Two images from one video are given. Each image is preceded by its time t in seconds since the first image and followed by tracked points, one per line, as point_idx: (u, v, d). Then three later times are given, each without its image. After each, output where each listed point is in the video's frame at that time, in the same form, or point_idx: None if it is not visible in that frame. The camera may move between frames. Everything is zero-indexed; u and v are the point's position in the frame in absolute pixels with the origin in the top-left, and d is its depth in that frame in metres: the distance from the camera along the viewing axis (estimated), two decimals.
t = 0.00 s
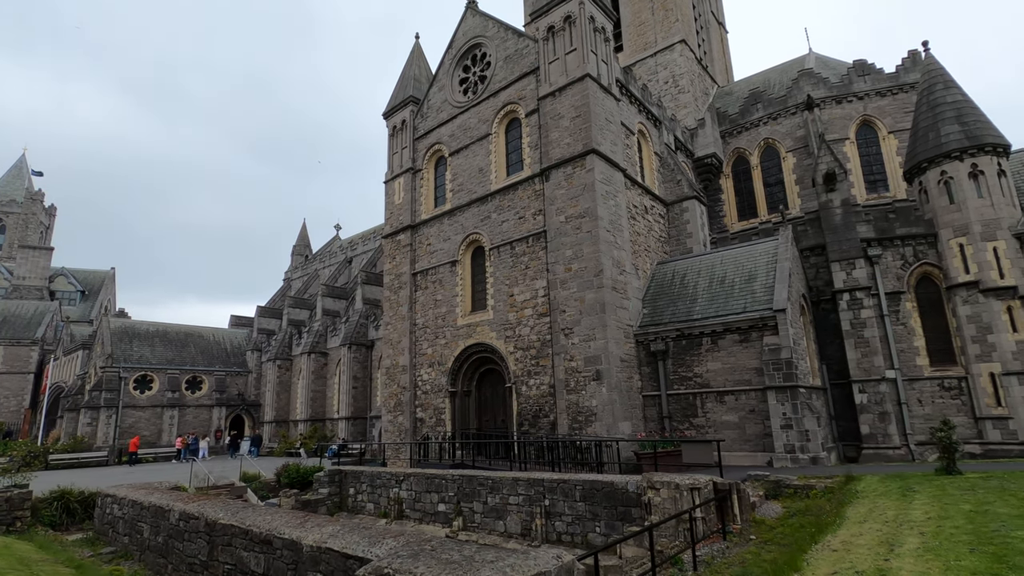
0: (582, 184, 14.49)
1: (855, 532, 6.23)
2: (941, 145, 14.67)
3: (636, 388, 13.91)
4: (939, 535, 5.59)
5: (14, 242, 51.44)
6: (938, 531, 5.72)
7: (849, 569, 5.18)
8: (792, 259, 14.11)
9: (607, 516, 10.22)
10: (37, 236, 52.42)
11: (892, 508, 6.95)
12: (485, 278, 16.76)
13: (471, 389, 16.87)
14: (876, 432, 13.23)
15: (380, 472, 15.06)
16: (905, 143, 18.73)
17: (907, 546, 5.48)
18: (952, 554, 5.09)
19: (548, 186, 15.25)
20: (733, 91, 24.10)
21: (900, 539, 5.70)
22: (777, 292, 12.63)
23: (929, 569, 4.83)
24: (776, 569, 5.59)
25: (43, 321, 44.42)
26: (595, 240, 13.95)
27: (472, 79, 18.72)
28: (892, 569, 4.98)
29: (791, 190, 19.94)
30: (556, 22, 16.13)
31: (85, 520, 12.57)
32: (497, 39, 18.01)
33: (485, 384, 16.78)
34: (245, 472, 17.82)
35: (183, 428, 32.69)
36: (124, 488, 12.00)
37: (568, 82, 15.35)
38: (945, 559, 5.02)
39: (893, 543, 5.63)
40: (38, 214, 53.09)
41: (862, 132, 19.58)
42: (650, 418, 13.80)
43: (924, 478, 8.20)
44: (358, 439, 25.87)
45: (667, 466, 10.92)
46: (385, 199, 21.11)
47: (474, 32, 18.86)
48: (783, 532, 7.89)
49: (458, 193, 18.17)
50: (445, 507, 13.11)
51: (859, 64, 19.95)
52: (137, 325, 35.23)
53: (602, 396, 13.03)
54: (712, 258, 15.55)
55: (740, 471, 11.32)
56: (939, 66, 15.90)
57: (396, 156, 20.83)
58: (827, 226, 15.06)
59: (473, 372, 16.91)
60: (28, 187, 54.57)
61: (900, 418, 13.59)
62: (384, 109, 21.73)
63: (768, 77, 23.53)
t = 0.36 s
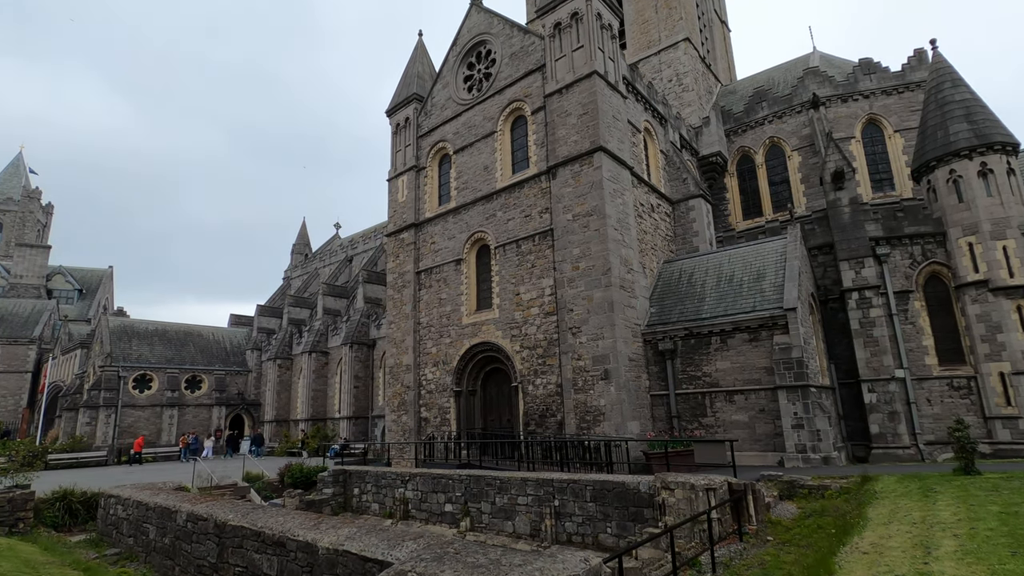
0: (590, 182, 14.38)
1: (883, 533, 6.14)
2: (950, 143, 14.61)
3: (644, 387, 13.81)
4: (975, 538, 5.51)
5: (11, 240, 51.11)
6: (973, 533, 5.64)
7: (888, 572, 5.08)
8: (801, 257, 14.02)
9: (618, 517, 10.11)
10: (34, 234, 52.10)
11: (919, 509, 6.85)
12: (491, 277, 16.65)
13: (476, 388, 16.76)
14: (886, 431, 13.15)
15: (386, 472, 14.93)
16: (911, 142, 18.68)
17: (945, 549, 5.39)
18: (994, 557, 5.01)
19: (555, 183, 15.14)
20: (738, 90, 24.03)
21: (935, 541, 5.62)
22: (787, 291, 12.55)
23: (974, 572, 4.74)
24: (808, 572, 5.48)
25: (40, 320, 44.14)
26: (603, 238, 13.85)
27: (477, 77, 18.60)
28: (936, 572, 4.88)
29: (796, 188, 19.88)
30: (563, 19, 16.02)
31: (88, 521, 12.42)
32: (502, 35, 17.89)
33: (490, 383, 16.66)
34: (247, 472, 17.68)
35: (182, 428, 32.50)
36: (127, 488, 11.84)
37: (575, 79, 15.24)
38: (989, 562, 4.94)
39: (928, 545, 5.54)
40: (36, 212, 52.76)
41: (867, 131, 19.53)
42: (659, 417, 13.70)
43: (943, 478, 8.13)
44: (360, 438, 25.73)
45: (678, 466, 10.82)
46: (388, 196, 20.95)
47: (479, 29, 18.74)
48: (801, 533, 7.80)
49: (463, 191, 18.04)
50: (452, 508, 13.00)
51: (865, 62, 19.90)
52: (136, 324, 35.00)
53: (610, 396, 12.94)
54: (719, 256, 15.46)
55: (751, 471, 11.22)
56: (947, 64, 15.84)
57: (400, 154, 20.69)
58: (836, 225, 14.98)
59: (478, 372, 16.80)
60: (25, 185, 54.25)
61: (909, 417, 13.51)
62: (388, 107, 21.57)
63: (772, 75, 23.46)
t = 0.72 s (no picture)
0: (595, 179, 14.28)
1: (907, 530, 6.04)
2: (956, 141, 14.58)
3: (650, 385, 13.71)
4: (1007, 534, 5.42)
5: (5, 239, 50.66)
6: (1004, 529, 5.55)
7: (925, 570, 4.98)
8: (808, 255, 13.94)
9: (627, 515, 10.00)
10: (29, 233, 51.67)
11: (937, 506, 6.76)
12: (494, 274, 16.52)
13: (479, 386, 16.62)
14: (893, 429, 13.08)
15: (388, 471, 14.77)
16: (914, 140, 18.67)
17: (979, 545, 5.29)
18: None
19: (560, 180, 15.03)
20: (739, 88, 24.00)
21: (967, 537, 5.52)
22: (794, 288, 12.47)
23: (1016, 569, 4.63)
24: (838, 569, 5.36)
25: (35, 319, 43.74)
26: (609, 235, 13.75)
27: (480, 73, 18.48)
28: (975, 569, 4.78)
29: (799, 187, 19.84)
30: (568, 14, 15.92)
31: (87, 521, 12.21)
32: (506, 32, 17.77)
33: (494, 382, 16.53)
34: (247, 471, 17.49)
35: (179, 427, 32.23)
36: (127, 487, 11.65)
37: (580, 75, 15.13)
38: None
39: (961, 542, 5.44)
40: (31, 211, 52.32)
41: (870, 129, 19.52)
42: (665, 415, 13.59)
43: (960, 475, 8.05)
44: (360, 438, 25.54)
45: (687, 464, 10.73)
46: (389, 194, 20.80)
47: (482, 25, 18.62)
48: (817, 531, 7.70)
49: (465, 188, 17.90)
50: (457, 507, 12.87)
51: (868, 61, 19.88)
52: (132, 322, 34.72)
53: (617, 393, 12.84)
54: (724, 253, 15.38)
55: (760, 468, 11.13)
56: (952, 62, 15.81)
57: (401, 151, 20.55)
58: (842, 222, 14.92)
59: (481, 370, 16.66)
60: (20, 183, 53.77)
61: (916, 415, 13.44)
62: (389, 103, 21.43)
63: (774, 74, 23.45)
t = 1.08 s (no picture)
0: (601, 176, 14.13)
1: (936, 533, 5.91)
2: (964, 139, 14.49)
3: (656, 385, 13.57)
4: None
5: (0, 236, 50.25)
6: None
7: None
8: (816, 253, 13.82)
9: (637, 517, 9.85)
10: (25, 231, 51.25)
11: (962, 509, 6.63)
12: (498, 273, 16.35)
13: (483, 385, 16.44)
14: (901, 429, 12.95)
15: (391, 471, 14.59)
16: (919, 139, 18.58)
17: (1019, 549, 5.16)
18: None
19: (565, 177, 14.87)
20: (743, 87, 23.87)
21: (1004, 542, 5.39)
22: (803, 287, 12.34)
23: None
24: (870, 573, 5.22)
25: (31, 317, 43.40)
26: (615, 233, 13.59)
27: (483, 70, 18.32)
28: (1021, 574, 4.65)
29: (804, 185, 19.74)
30: (573, 10, 15.75)
31: (86, 522, 12.00)
32: (510, 28, 17.60)
33: (497, 381, 16.37)
34: (247, 471, 17.28)
35: (177, 427, 31.98)
36: (127, 488, 11.44)
37: (586, 72, 14.98)
38: None
39: (998, 546, 5.31)
40: (26, 209, 51.90)
41: (875, 128, 19.43)
42: (671, 415, 13.45)
43: (979, 476, 7.93)
44: (360, 438, 25.35)
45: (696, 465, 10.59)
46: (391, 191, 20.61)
47: (485, 21, 18.44)
48: (834, 533, 7.56)
49: (469, 186, 17.73)
50: (461, 508, 12.70)
51: (873, 59, 19.78)
52: (129, 321, 34.44)
53: (624, 393, 12.70)
54: (731, 252, 15.24)
55: (771, 469, 10.99)
56: (959, 59, 15.71)
57: (403, 149, 20.36)
58: (849, 221, 14.80)
59: (485, 369, 16.48)
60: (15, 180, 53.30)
61: (924, 415, 13.32)
62: (391, 100, 21.23)
63: (778, 72, 23.35)
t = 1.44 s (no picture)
0: (610, 171, 13.97)
1: (969, 533, 5.77)
2: (976, 134, 14.34)
3: (666, 382, 13.42)
4: None
5: None
6: None
7: None
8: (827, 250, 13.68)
9: (649, 516, 9.71)
10: (25, 228, 51.03)
11: (992, 511, 6.49)
12: (504, 269, 16.19)
13: (488, 383, 16.29)
14: (914, 427, 12.80)
15: (396, 470, 14.44)
16: (928, 135, 18.42)
17: None
18: None
19: (573, 173, 14.71)
20: (748, 83, 23.72)
21: None
22: (816, 283, 12.19)
23: None
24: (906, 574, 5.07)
25: (31, 315, 43.21)
26: (624, 228, 13.43)
27: (488, 65, 18.15)
28: None
29: (811, 182, 19.60)
30: (580, 4, 15.57)
31: (89, 520, 11.84)
32: (516, 22, 17.43)
33: (503, 379, 16.22)
34: (251, 470, 17.12)
35: (177, 425, 31.81)
36: (130, 486, 11.27)
37: (594, 66, 14.81)
38: None
39: None
40: (26, 206, 51.64)
41: (884, 124, 19.29)
42: (681, 413, 13.30)
43: (1002, 475, 7.80)
44: (363, 436, 25.20)
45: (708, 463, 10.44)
46: (395, 188, 20.43)
47: (491, 16, 18.26)
48: (855, 532, 7.42)
49: (474, 182, 17.56)
50: (469, 506, 12.55)
51: (880, 55, 19.65)
52: (130, 319, 34.25)
53: (633, 390, 12.55)
54: (740, 248, 15.09)
55: (784, 467, 10.84)
56: (971, 54, 15.56)
57: (407, 144, 20.20)
58: (860, 217, 14.65)
59: (491, 366, 16.33)
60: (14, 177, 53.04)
61: (936, 413, 13.18)
62: (395, 96, 21.06)
63: (784, 69, 23.20)
